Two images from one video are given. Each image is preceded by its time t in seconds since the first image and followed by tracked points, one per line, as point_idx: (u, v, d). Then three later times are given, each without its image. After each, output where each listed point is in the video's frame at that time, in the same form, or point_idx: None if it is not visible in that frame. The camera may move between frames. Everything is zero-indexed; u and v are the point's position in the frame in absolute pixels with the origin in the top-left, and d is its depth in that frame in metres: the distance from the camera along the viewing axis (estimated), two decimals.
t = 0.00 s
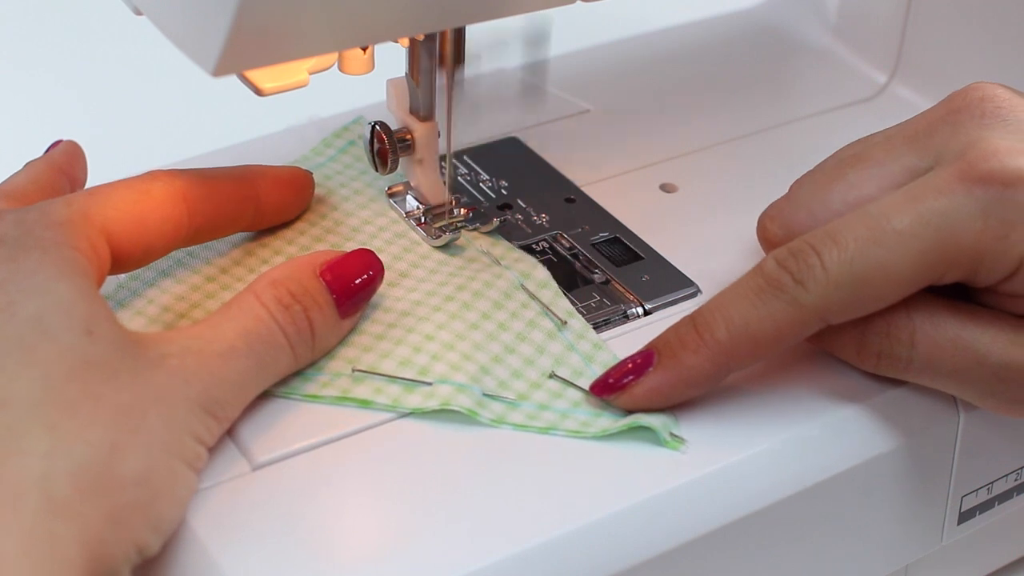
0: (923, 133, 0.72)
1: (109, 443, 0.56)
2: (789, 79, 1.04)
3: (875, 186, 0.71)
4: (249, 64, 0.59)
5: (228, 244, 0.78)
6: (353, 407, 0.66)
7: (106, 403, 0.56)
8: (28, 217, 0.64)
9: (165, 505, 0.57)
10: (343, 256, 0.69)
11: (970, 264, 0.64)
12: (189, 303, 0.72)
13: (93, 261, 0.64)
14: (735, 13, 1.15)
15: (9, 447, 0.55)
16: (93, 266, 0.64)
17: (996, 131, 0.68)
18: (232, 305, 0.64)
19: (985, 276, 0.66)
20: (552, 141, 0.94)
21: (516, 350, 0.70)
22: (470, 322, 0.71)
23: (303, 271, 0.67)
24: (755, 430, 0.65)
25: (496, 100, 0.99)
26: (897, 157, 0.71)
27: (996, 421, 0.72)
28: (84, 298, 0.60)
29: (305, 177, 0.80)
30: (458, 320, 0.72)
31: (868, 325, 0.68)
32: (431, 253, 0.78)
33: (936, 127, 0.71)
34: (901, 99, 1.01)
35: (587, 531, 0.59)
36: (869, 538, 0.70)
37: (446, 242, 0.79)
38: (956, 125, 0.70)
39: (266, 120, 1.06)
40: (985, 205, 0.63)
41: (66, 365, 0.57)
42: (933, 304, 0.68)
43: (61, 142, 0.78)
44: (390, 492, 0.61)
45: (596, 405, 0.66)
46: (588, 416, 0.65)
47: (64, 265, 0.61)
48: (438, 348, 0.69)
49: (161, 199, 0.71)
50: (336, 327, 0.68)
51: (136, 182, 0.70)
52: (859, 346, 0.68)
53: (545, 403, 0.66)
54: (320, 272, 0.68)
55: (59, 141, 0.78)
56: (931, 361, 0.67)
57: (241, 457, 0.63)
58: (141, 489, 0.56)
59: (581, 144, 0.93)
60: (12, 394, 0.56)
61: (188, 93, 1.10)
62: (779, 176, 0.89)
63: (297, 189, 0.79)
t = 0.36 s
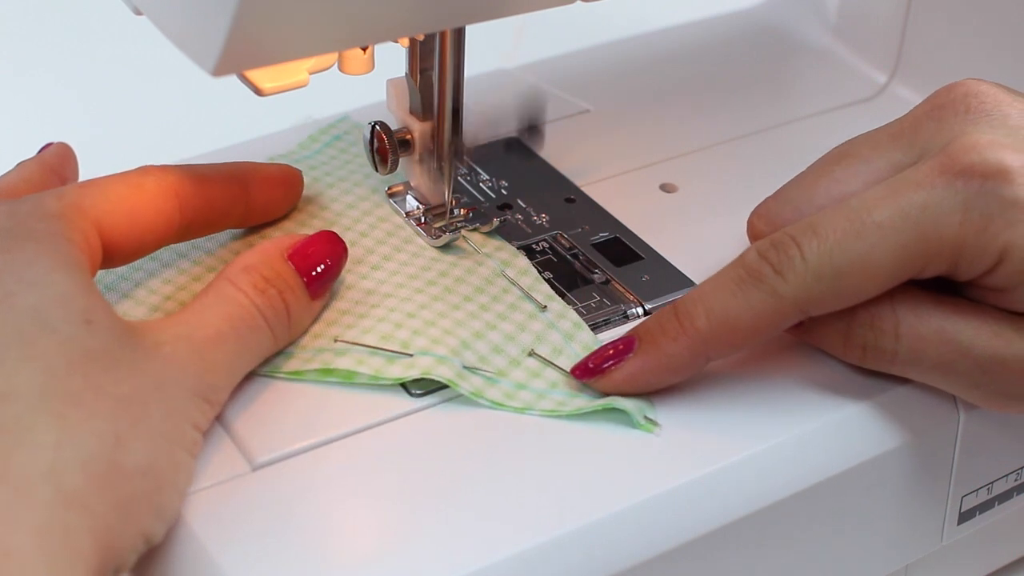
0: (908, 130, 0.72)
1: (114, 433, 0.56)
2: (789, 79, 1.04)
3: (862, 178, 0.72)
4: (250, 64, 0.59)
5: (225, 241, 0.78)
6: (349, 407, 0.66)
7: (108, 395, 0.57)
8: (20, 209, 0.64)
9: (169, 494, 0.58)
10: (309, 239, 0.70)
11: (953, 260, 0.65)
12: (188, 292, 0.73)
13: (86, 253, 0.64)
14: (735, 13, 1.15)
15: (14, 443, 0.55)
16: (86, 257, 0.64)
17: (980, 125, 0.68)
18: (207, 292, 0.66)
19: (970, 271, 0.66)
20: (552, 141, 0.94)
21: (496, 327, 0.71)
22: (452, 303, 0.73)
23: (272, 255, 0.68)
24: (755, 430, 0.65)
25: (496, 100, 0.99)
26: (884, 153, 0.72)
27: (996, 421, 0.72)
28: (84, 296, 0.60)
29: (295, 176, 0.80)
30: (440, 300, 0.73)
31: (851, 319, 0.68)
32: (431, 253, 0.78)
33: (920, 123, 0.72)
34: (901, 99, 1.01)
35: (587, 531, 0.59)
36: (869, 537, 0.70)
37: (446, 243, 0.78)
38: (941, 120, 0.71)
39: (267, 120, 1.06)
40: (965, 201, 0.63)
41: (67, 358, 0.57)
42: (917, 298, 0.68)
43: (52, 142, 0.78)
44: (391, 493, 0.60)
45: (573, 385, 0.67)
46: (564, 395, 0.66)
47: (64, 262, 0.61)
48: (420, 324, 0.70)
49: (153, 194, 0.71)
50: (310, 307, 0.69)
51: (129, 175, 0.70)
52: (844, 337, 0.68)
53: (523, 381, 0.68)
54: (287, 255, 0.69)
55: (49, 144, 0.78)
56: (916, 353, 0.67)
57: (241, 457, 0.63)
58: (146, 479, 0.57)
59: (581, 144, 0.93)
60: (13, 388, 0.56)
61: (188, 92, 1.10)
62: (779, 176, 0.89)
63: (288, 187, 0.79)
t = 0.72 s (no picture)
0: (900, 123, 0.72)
1: (120, 449, 0.55)
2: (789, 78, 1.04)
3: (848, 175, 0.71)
4: (250, 65, 0.59)
5: (232, 241, 0.78)
6: (347, 408, 0.66)
7: (116, 405, 0.56)
8: (36, 220, 0.64)
9: (171, 513, 0.56)
10: (394, 266, 0.67)
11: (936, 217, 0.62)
12: (190, 291, 0.73)
13: (103, 264, 0.65)
14: (735, 13, 1.15)
15: (17, 453, 0.56)
16: (102, 268, 0.64)
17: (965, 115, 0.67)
18: (273, 313, 0.63)
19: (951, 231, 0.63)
20: (552, 141, 0.94)
21: (497, 326, 0.72)
22: (453, 303, 0.73)
23: (350, 281, 0.66)
24: (756, 431, 0.65)
25: (496, 100, 0.99)
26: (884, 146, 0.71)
27: (997, 421, 0.72)
28: (90, 301, 0.59)
29: (301, 173, 0.80)
30: (439, 298, 0.73)
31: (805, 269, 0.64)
32: (432, 253, 0.78)
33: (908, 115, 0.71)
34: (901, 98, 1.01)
35: (587, 533, 0.59)
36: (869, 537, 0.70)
37: (447, 242, 0.78)
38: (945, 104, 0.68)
39: (267, 120, 1.06)
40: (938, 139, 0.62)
41: (75, 370, 0.57)
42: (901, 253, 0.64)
43: (51, 142, 0.78)
44: (392, 495, 0.60)
45: (577, 377, 0.67)
46: (569, 387, 0.66)
47: (68, 268, 0.61)
48: (422, 329, 0.71)
49: (164, 200, 0.71)
50: (380, 338, 0.67)
51: (141, 183, 0.71)
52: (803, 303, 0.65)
53: (526, 375, 0.67)
54: (368, 281, 0.66)
55: (49, 143, 0.78)
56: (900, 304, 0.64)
57: (242, 457, 0.63)
58: (151, 498, 0.55)
59: (582, 144, 0.93)
60: (23, 401, 0.57)
61: (188, 93, 1.10)
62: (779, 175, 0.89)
63: (295, 184, 0.79)
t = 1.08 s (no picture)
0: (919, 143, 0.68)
1: (120, 449, 0.55)
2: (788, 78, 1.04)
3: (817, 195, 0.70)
4: (250, 65, 0.59)
5: (232, 241, 0.78)
6: (346, 410, 0.66)
7: (117, 405, 0.56)
8: (36, 220, 0.64)
9: (172, 513, 0.56)
10: (394, 275, 0.68)
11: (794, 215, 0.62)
12: (189, 291, 0.73)
13: (103, 262, 0.64)
14: (735, 13, 1.15)
15: (18, 452, 0.56)
16: (102, 266, 0.64)
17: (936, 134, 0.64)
18: (275, 317, 0.64)
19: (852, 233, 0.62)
20: (552, 141, 0.94)
21: (495, 325, 0.72)
22: (452, 301, 0.73)
23: (354, 288, 0.66)
24: (756, 431, 0.65)
25: (495, 100, 0.99)
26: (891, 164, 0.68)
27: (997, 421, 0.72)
28: (91, 301, 0.59)
29: (301, 172, 0.80)
30: (438, 297, 0.73)
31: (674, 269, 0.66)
32: (432, 253, 0.78)
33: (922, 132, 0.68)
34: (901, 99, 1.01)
35: (587, 533, 0.59)
36: (868, 537, 0.70)
37: (446, 243, 0.79)
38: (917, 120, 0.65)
39: (266, 120, 1.06)
40: (779, 132, 0.63)
41: (76, 370, 0.57)
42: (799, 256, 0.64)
43: (52, 142, 0.78)
44: (392, 496, 0.60)
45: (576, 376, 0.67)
46: (564, 370, 0.66)
47: (69, 267, 0.61)
48: (421, 329, 0.71)
49: (164, 198, 0.71)
50: (383, 344, 0.67)
51: (139, 181, 0.71)
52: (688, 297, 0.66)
53: (523, 367, 0.67)
54: (371, 289, 0.67)
55: (50, 143, 0.78)
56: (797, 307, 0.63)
57: (242, 457, 0.63)
58: (151, 497, 0.55)
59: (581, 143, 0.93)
60: (24, 401, 0.57)
61: (188, 93, 1.10)
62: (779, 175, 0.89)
63: (294, 183, 0.80)
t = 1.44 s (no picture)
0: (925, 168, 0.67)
1: (120, 449, 0.55)
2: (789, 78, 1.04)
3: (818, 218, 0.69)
4: (250, 65, 0.59)
5: (232, 241, 0.78)
6: (347, 411, 0.66)
7: (117, 405, 0.56)
8: (37, 219, 0.64)
9: (172, 513, 0.56)
10: (395, 275, 0.68)
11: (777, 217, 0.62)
12: (189, 291, 0.73)
13: (103, 262, 0.64)
14: (735, 13, 1.16)
15: (17, 452, 0.56)
16: (102, 266, 0.64)
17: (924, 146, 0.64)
18: (275, 317, 0.64)
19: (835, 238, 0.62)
20: (552, 141, 0.94)
21: (496, 327, 0.72)
22: (453, 304, 0.73)
23: (354, 288, 0.66)
24: (755, 431, 0.65)
25: (496, 101, 0.99)
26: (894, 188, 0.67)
27: (998, 421, 0.72)
28: (92, 301, 0.60)
29: (301, 172, 0.80)
30: (439, 299, 0.73)
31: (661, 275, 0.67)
32: (432, 253, 0.78)
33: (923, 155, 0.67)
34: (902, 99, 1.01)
35: (587, 533, 0.59)
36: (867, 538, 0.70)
37: (446, 243, 0.79)
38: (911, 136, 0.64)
39: (267, 120, 1.06)
40: (760, 134, 0.64)
41: (76, 370, 0.57)
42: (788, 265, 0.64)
43: (52, 142, 0.78)
44: (393, 496, 0.60)
45: (576, 377, 0.67)
46: (568, 386, 0.66)
47: (70, 267, 0.61)
48: (422, 330, 0.71)
49: (164, 197, 0.71)
50: (384, 344, 0.67)
51: (138, 180, 0.71)
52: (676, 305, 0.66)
53: (525, 374, 0.67)
54: (370, 289, 0.67)
55: (50, 143, 0.78)
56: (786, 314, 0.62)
57: (242, 457, 0.63)
58: (151, 496, 0.55)
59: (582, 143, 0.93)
60: (24, 401, 0.57)
61: (188, 93, 1.10)
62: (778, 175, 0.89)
63: (294, 184, 0.80)
